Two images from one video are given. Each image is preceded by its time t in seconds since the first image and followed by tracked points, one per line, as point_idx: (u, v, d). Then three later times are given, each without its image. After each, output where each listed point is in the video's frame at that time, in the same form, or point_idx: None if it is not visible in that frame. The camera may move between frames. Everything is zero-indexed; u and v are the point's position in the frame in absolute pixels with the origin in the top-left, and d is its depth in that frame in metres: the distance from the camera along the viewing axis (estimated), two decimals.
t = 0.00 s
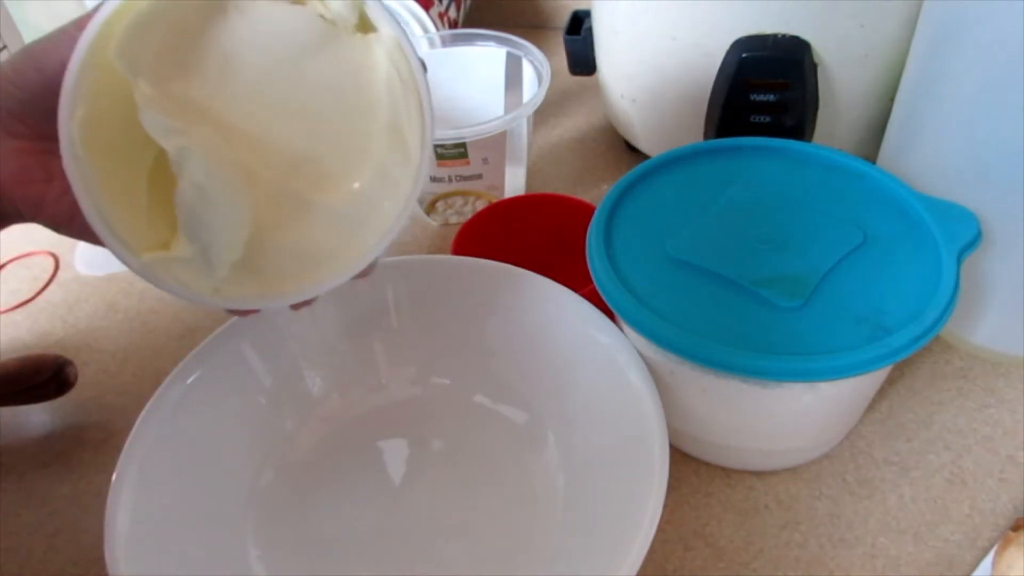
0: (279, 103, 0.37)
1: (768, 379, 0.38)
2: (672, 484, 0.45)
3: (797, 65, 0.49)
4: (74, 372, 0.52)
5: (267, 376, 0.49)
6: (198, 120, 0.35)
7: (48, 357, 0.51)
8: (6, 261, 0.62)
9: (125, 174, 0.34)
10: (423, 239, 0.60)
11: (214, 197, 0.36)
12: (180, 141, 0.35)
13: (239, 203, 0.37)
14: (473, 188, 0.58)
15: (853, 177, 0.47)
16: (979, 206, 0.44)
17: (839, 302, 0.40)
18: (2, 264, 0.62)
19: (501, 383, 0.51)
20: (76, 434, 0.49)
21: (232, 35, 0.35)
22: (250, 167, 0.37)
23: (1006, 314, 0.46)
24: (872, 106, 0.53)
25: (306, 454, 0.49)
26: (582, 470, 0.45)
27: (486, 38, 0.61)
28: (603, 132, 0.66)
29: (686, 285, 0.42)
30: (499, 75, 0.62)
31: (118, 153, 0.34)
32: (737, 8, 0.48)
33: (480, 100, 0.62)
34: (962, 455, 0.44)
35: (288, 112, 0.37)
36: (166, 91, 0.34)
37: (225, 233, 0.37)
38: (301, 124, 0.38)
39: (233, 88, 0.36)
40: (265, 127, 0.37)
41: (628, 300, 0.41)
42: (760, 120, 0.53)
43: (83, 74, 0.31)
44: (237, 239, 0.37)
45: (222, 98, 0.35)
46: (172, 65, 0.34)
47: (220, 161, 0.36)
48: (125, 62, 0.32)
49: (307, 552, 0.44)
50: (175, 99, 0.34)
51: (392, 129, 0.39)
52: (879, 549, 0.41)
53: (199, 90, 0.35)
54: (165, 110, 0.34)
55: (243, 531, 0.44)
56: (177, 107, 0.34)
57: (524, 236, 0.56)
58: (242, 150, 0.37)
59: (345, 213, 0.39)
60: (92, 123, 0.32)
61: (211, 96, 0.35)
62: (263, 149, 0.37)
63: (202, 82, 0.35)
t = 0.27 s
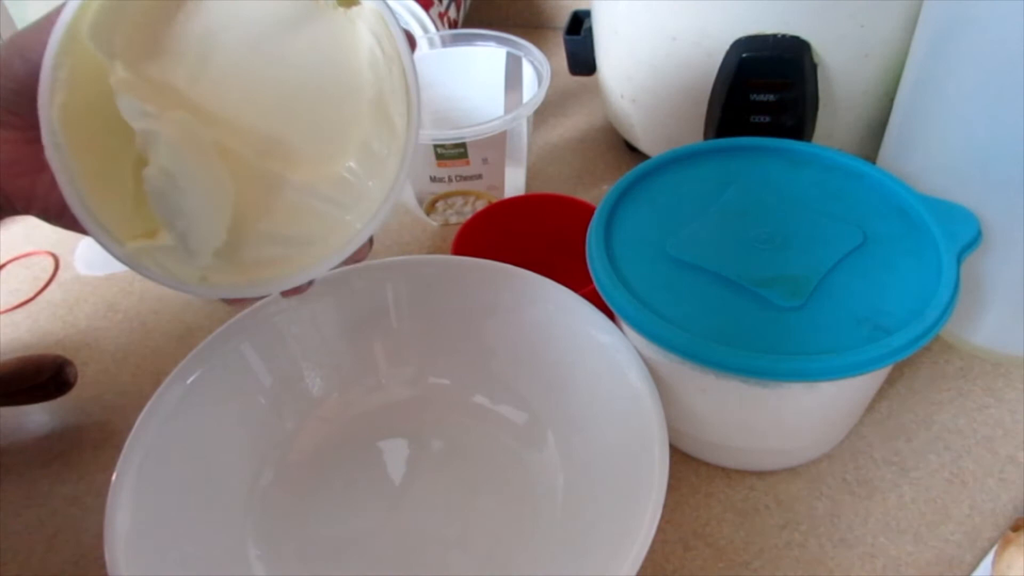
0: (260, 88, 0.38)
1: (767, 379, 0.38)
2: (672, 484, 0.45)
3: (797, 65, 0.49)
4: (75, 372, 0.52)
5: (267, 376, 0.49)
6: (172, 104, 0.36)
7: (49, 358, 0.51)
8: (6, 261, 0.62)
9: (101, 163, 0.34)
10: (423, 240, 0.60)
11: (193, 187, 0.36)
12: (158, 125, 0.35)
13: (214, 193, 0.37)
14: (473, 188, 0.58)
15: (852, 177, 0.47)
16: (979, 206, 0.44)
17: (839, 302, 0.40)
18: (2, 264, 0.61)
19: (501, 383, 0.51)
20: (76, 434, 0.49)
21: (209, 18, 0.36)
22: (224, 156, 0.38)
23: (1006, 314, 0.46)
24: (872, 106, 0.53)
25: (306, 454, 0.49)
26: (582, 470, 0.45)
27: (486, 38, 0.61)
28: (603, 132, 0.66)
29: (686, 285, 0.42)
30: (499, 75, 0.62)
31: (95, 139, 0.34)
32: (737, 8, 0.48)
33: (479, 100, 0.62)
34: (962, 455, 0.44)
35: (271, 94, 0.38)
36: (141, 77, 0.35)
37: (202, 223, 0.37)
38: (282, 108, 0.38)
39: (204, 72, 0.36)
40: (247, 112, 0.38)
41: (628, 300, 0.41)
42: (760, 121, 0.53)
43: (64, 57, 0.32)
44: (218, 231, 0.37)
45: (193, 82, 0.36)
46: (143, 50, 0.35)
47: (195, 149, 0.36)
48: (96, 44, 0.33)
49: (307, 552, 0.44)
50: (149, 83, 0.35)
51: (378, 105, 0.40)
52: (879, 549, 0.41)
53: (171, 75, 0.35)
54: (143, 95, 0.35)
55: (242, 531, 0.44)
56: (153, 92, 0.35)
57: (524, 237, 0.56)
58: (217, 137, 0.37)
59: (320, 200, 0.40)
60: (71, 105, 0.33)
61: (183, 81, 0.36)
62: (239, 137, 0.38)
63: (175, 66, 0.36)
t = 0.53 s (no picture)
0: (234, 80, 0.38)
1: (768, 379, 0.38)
2: (671, 484, 0.45)
3: (797, 65, 0.49)
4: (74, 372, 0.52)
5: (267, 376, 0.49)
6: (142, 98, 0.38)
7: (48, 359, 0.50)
8: (6, 261, 0.62)
9: (83, 157, 0.37)
10: (423, 239, 0.60)
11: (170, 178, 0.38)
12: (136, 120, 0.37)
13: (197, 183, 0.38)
14: (473, 188, 0.58)
15: (853, 177, 0.47)
16: (979, 207, 0.44)
17: (839, 302, 0.40)
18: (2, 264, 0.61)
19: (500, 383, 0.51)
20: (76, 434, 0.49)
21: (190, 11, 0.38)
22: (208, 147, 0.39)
23: (1006, 314, 0.46)
24: (872, 106, 0.53)
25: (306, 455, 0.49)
26: (582, 470, 0.45)
27: (486, 37, 0.61)
28: (603, 132, 0.66)
29: (686, 285, 0.42)
30: (499, 75, 0.62)
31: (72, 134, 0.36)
32: (737, 8, 0.48)
33: (479, 100, 0.63)
34: (962, 455, 0.44)
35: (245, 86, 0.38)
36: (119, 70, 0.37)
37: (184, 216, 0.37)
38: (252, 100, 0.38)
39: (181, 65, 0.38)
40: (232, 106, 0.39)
41: (628, 300, 0.41)
42: (760, 120, 0.53)
43: (37, 51, 0.34)
44: (199, 226, 0.37)
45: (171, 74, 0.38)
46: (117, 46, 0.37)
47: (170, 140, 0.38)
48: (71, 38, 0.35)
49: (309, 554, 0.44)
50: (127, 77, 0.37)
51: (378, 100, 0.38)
52: (879, 549, 0.41)
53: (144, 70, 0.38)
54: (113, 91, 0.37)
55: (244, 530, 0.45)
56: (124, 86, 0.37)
57: (524, 237, 0.56)
58: (196, 129, 0.39)
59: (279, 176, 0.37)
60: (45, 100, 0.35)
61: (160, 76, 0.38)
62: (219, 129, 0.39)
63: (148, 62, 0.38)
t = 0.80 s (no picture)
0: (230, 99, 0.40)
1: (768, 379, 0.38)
2: (671, 484, 0.45)
3: (797, 65, 0.49)
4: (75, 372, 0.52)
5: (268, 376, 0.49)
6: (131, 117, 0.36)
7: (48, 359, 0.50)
8: (6, 261, 0.62)
9: (66, 164, 0.33)
10: (423, 239, 0.60)
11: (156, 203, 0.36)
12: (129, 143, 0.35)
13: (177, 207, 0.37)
14: (473, 188, 0.58)
15: (852, 177, 0.47)
16: (979, 207, 0.44)
17: (839, 302, 0.40)
18: (2, 264, 0.61)
19: (500, 383, 0.51)
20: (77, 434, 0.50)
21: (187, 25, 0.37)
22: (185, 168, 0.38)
23: (1006, 314, 0.46)
24: (872, 106, 0.53)
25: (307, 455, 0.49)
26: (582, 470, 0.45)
27: (486, 37, 0.61)
28: (604, 132, 0.66)
29: (685, 285, 0.42)
30: (499, 75, 0.62)
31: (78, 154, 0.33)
32: (738, 8, 0.48)
33: (479, 101, 0.63)
34: (962, 455, 0.44)
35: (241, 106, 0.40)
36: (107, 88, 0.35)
37: (171, 244, 0.36)
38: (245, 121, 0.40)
39: (165, 80, 0.37)
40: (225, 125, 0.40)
41: (628, 301, 0.41)
42: (760, 120, 0.53)
43: (42, 67, 0.30)
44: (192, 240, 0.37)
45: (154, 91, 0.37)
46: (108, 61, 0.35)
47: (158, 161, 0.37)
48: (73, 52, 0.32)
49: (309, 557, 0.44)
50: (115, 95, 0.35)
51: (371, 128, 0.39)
52: (879, 549, 0.41)
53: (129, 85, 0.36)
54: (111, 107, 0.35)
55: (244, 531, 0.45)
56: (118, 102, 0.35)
57: (524, 237, 0.56)
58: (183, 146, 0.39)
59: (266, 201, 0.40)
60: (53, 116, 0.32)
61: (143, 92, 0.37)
62: (201, 145, 0.39)
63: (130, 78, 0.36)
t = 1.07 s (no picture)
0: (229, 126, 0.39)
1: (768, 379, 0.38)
2: (671, 484, 0.45)
3: (798, 65, 0.49)
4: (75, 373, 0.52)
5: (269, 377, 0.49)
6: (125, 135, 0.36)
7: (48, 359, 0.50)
8: (7, 261, 0.62)
9: (63, 188, 0.33)
10: (423, 240, 0.60)
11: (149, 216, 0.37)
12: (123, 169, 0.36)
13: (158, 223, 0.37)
14: (473, 188, 0.58)
15: (853, 177, 0.47)
16: (979, 207, 0.44)
17: (839, 302, 0.40)
18: (3, 264, 0.61)
19: (500, 383, 0.51)
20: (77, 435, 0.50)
21: (190, 48, 0.36)
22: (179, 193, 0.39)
23: (1007, 314, 0.46)
24: (872, 106, 0.53)
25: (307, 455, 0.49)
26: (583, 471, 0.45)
27: (486, 38, 0.61)
28: (604, 132, 0.66)
29: (686, 285, 0.42)
30: (499, 75, 0.62)
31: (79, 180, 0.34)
32: (738, 8, 0.48)
33: (480, 101, 0.63)
34: (962, 455, 0.44)
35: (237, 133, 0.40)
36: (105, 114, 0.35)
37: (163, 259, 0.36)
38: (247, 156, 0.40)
39: (165, 107, 0.38)
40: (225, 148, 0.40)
41: (628, 300, 0.41)
42: (760, 121, 0.53)
43: (42, 93, 0.31)
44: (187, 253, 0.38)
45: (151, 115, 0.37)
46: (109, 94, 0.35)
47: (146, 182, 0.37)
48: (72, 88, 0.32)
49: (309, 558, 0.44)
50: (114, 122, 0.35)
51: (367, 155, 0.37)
52: (879, 549, 0.41)
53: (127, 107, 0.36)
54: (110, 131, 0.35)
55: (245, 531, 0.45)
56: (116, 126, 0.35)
57: (524, 237, 0.56)
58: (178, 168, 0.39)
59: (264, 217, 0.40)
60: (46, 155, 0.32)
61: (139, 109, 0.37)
62: (198, 175, 0.39)
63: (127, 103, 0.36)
